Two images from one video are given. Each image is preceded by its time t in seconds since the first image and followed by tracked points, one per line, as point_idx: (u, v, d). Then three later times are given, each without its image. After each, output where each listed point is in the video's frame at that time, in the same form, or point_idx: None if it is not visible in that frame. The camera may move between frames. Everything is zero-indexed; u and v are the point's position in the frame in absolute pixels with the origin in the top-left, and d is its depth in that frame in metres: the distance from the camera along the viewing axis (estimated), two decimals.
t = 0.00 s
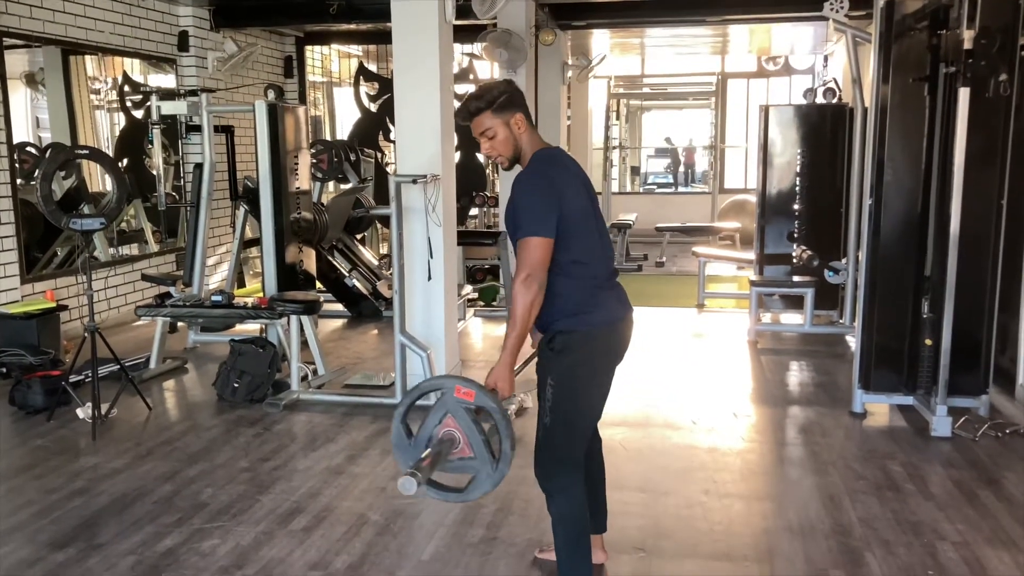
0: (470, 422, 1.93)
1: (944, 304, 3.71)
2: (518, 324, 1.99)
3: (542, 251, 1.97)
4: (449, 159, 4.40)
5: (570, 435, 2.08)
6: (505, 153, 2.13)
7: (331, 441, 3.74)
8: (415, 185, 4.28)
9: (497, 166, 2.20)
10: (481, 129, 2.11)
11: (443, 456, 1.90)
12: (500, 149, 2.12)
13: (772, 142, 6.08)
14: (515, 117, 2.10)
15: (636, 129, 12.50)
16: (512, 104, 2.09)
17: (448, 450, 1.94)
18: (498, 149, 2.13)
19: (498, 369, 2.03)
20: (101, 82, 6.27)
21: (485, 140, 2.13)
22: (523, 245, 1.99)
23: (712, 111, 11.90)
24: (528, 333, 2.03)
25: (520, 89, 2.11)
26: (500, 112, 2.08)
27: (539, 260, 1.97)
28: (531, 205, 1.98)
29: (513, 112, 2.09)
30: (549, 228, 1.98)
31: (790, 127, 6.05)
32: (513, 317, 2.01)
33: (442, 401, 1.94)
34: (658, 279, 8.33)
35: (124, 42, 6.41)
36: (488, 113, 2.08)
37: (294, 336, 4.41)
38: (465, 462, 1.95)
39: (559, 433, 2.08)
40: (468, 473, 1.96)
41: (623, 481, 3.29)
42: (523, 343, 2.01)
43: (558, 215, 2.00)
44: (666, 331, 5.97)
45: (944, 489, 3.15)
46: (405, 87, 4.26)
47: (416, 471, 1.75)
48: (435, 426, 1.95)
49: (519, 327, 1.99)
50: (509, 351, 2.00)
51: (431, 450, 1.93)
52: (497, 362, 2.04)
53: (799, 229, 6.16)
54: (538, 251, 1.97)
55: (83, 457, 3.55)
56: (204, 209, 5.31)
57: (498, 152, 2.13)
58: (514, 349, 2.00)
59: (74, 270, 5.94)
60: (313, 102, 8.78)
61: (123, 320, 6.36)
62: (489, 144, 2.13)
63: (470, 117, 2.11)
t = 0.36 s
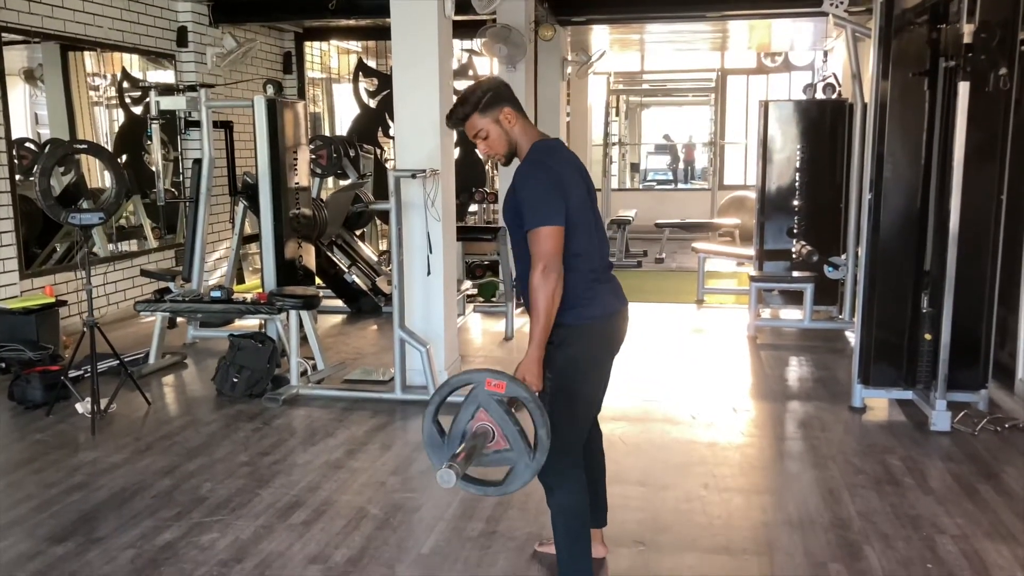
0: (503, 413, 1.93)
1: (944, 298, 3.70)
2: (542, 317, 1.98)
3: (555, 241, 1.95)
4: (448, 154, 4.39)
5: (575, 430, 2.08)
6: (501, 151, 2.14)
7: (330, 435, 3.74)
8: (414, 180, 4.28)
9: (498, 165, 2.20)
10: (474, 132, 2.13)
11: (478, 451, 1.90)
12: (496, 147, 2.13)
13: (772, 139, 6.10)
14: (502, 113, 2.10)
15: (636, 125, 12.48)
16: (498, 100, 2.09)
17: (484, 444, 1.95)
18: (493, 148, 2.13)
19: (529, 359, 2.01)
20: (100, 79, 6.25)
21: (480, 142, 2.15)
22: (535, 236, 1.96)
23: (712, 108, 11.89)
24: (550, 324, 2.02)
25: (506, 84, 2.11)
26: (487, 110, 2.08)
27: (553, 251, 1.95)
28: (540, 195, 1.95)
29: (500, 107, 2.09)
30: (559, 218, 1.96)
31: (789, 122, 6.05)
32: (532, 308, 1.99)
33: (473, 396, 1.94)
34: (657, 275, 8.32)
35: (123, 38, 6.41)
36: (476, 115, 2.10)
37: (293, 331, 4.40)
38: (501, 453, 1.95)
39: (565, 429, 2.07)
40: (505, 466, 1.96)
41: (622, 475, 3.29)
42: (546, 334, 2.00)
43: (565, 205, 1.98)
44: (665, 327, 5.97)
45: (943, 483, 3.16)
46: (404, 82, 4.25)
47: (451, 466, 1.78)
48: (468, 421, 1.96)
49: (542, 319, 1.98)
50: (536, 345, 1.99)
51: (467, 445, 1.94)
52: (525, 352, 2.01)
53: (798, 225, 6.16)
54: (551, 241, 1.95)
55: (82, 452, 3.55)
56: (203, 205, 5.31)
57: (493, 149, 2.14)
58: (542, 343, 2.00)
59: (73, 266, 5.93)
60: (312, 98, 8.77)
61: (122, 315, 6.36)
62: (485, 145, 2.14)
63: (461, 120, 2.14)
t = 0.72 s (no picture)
0: (506, 420, 1.94)
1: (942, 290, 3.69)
2: (539, 323, 1.98)
3: (549, 244, 1.95)
4: (447, 146, 4.38)
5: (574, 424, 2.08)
6: (495, 146, 2.13)
7: (329, 428, 3.74)
8: (413, 172, 4.27)
9: (485, 157, 2.19)
10: (471, 120, 2.11)
11: (479, 456, 1.91)
12: (490, 141, 2.12)
13: (771, 132, 6.08)
14: (506, 111, 2.09)
15: (635, 119, 12.47)
16: (502, 99, 2.08)
17: (485, 450, 1.96)
18: (487, 141, 2.12)
19: (527, 369, 2.01)
20: (99, 72, 6.24)
21: (475, 132, 2.12)
22: (529, 241, 1.96)
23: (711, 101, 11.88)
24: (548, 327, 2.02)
25: (512, 83, 2.10)
26: (492, 104, 2.07)
27: (548, 255, 1.96)
28: (533, 199, 1.95)
29: (504, 105, 2.08)
30: (554, 220, 1.96)
31: (789, 115, 6.04)
32: (528, 313, 1.99)
33: (477, 401, 1.95)
34: (657, 269, 8.32)
35: (121, 30, 6.38)
36: (479, 105, 2.07)
37: (292, 323, 4.39)
38: (502, 460, 1.96)
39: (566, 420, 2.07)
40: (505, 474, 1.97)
41: (621, 467, 3.29)
42: (544, 340, 2.00)
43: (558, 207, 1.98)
44: (665, 320, 5.97)
45: (941, 475, 3.16)
46: (404, 74, 4.24)
47: (453, 474, 1.78)
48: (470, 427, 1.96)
49: (539, 324, 1.98)
50: (534, 350, 1.99)
51: (468, 450, 1.95)
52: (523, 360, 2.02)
53: (797, 219, 6.15)
54: (545, 244, 1.95)
55: (81, 444, 3.55)
56: (201, 198, 5.31)
57: (486, 142, 2.12)
58: (538, 350, 2.00)
59: (72, 259, 5.93)
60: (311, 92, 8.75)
61: (121, 308, 6.36)
62: (479, 135, 2.12)
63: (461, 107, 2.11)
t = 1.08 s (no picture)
0: (502, 537, 1.93)
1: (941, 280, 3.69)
2: (529, 417, 1.99)
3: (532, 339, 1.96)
4: (445, 137, 4.38)
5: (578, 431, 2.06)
6: (473, 237, 2.07)
7: (328, 418, 3.74)
8: (412, 163, 4.26)
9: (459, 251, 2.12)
10: (455, 210, 2.06)
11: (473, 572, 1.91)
12: (471, 234, 2.07)
13: (771, 123, 6.07)
14: (491, 207, 2.09)
15: (635, 110, 12.44)
16: (491, 196, 2.09)
17: (478, 562, 1.96)
18: (466, 235, 2.07)
19: (516, 465, 2.02)
20: (97, 63, 6.22)
21: (456, 222, 2.07)
22: (514, 339, 1.97)
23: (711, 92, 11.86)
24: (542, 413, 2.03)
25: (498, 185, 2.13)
26: (481, 198, 2.06)
27: (533, 350, 1.96)
28: (510, 300, 1.97)
29: (491, 203, 2.08)
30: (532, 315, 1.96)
31: (788, 106, 6.02)
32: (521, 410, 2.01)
33: (474, 515, 1.93)
34: (656, 260, 8.32)
35: (118, 21, 6.36)
36: (468, 196, 2.06)
37: (291, 315, 4.39)
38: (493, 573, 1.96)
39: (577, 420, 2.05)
40: None
41: (619, 457, 3.30)
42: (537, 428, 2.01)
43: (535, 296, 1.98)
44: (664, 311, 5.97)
45: (939, 465, 3.17)
46: (403, 65, 4.23)
47: None
48: (466, 537, 1.95)
49: (531, 419, 1.99)
50: (524, 447, 2.01)
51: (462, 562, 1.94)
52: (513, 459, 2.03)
53: (797, 210, 6.14)
54: (528, 341, 1.96)
55: (81, 434, 3.56)
56: (200, 189, 5.29)
57: (466, 234, 2.07)
58: (531, 443, 2.02)
59: (71, 250, 5.93)
60: (310, 83, 8.72)
61: (121, 299, 6.36)
62: (459, 227, 2.07)
63: (447, 198, 2.08)
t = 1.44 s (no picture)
0: (505, 522, 1.87)
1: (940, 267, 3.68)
2: (527, 402, 1.99)
3: (532, 322, 1.95)
4: (444, 124, 4.36)
5: (582, 405, 2.06)
6: (481, 213, 2.08)
7: (327, 405, 3.74)
8: (410, 150, 4.25)
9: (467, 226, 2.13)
10: (465, 184, 2.07)
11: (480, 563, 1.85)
12: (480, 210, 2.08)
13: (771, 111, 6.05)
14: (502, 184, 2.09)
15: (635, 99, 12.40)
16: (503, 172, 2.09)
17: (485, 550, 1.89)
18: (476, 211, 2.08)
19: (517, 450, 2.01)
20: (94, 52, 6.20)
21: (464, 197, 2.08)
22: (513, 322, 1.97)
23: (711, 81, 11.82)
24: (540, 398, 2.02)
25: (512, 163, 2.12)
26: (492, 176, 2.07)
27: (529, 334, 1.95)
28: (510, 282, 1.96)
29: (502, 180, 2.08)
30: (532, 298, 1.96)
31: (788, 93, 6.00)
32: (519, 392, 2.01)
33: (475, 503, 1.86)
34: (655, 249, 8.31)
35: (117, 7, 6.31)
36: (479, 172, 2.07)
37: (291, 301, 4.38)
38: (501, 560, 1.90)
39: (585, 386, 2.06)
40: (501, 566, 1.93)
41: (618, 442, 3.30)
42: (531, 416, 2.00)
43: (536, 279, 1.98)
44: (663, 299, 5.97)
45: (937, 451, 3.17)
46: (402, 52, 4.21)
47: None
48: (468, 528, 1.88)
49: (529, 402, 1.99)
50: (523, 432, 2.00)
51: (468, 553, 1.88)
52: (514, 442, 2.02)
53: (797, 197, 6.13)
54: (527, 325, 1.95)
55: (80, 420, 3.55)
56: (200, 176, 5.27)
57: (474, 210, 2.08)
58: (530, 429, 2.01)
59: (69, 238, 5.92)
60: (309, 71, 8.70)
61: (120, 287, 6.36)
62: (468, 201, 2.08)
63: (459, 171, 2.08)
